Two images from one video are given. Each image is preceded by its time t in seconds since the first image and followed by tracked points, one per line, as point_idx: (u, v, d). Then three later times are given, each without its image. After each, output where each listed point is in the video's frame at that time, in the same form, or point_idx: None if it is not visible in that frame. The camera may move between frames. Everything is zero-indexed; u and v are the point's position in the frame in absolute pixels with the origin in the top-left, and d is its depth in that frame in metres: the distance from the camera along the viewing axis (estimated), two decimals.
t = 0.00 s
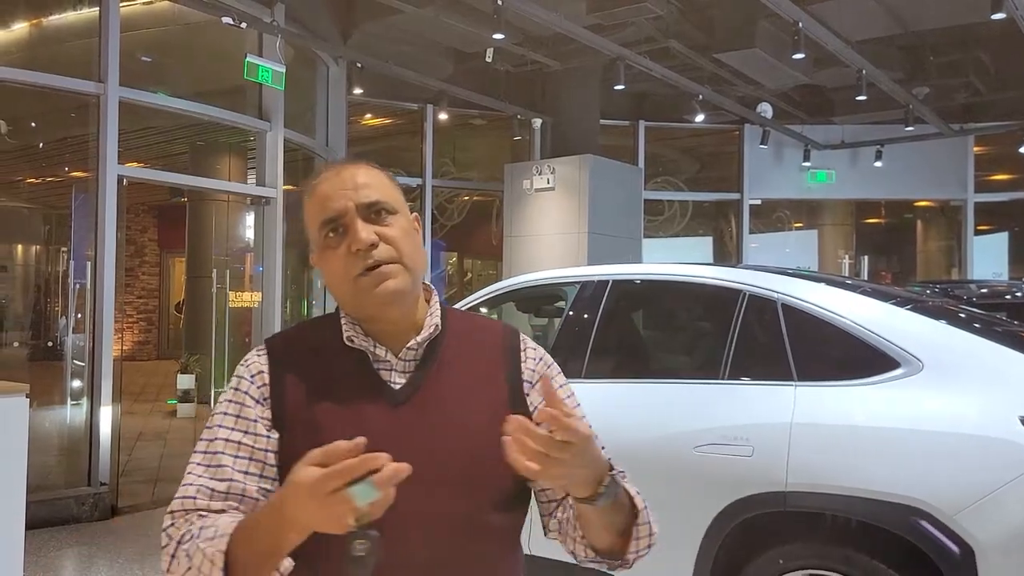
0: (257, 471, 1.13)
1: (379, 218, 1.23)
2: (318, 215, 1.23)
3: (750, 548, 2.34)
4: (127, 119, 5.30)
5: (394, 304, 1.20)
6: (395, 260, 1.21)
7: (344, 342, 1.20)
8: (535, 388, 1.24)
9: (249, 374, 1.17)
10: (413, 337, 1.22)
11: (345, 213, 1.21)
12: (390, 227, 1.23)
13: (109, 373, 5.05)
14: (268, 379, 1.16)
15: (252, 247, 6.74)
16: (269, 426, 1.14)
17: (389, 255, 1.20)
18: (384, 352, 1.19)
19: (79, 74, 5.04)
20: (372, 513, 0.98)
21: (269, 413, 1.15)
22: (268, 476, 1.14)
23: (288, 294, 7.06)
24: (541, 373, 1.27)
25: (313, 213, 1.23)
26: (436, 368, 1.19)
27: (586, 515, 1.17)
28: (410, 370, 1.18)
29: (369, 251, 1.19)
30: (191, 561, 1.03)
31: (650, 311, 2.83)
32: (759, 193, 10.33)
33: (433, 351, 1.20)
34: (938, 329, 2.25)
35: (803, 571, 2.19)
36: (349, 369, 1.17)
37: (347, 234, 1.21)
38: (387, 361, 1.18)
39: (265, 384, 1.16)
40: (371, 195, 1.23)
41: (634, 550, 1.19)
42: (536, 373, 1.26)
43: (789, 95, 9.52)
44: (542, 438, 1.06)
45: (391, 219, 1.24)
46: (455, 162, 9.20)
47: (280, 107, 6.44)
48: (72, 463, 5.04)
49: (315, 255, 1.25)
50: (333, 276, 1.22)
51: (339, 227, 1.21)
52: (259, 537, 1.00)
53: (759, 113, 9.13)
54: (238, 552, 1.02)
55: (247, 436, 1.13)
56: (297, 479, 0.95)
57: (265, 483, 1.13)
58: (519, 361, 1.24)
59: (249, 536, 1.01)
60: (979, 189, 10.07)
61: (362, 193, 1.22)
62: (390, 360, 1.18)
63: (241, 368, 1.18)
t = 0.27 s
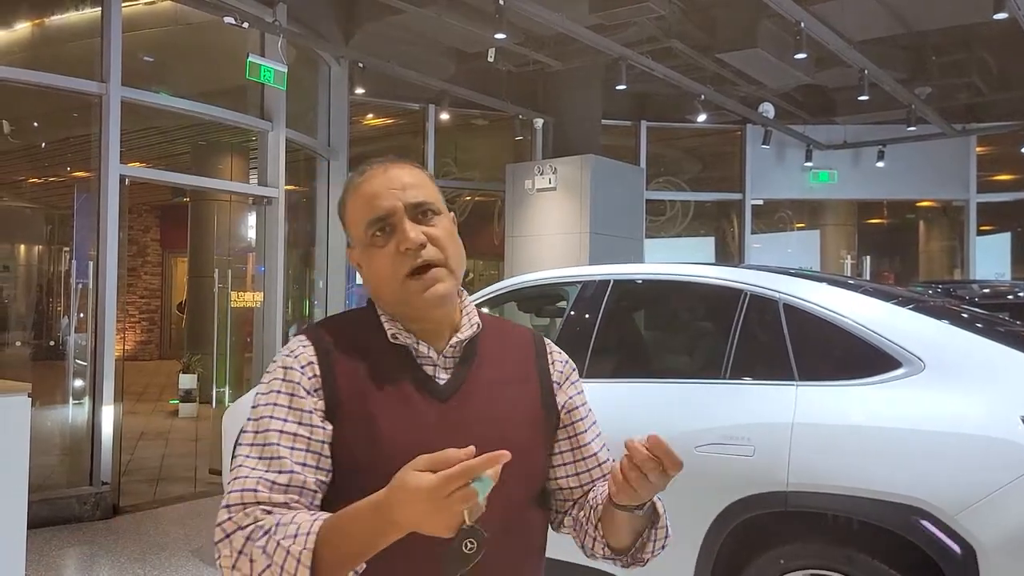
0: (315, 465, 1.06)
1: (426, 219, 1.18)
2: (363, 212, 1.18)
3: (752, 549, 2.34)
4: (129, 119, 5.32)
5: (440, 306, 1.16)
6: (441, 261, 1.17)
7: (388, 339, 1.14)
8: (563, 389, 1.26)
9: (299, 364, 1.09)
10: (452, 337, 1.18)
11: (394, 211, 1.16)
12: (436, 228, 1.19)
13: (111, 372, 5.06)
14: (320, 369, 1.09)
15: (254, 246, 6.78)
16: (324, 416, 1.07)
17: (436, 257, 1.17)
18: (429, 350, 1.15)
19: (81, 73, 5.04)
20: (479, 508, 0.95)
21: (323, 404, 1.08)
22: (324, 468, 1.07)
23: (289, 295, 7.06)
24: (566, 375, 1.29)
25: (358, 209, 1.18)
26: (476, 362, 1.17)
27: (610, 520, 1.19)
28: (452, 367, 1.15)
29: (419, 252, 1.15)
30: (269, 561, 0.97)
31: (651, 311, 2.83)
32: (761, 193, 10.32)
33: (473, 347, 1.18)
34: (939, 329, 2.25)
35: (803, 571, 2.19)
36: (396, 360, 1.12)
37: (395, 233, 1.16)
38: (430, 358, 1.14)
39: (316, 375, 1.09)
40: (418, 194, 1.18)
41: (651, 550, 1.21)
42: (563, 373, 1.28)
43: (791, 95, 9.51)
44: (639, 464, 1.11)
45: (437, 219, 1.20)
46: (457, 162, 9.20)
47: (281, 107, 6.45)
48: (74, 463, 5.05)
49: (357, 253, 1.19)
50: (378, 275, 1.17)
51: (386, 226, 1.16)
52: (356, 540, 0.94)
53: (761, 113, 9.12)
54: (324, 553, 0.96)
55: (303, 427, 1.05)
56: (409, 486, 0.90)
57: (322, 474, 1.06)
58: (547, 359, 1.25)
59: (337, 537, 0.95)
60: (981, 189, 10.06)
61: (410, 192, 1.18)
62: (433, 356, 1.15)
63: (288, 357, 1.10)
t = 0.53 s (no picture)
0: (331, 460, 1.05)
1: (453, 223, 1.19)
2: (392, 210, 1.17)
3: (752, 549, 2.34)
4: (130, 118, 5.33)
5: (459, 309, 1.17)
6: (463, 266, 1.18)
7: (402, 337, 1.14)
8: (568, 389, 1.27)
9: (314, 363, 1.08)
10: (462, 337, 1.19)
11: (425, 213, 1.16)
12: (460, 233, 1.19)
13: (113, 373, 5.06)
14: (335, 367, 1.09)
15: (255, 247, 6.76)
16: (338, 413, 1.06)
17: (459, 261, 1.17)
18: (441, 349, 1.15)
19: (83, 73, 5.06)
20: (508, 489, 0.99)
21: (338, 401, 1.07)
22: (340, 463, 1.06)
23: (291, 295, 7.07)
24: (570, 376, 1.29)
25: (386, 208, 1.17)
26: (488, 360, 1.18)
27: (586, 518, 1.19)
28: (463, 367, 1.16)
29: (445, 256, 1.15)
30: (300, 555, 0.97)
31: (652, 311, 2.82)
32: (763, 193, 10.31)
33: (483, 348, 1.18)
34: (939, 329, 2.25)
35: (804, 570, 2.19)
36: (410, 358, 1.12)
37: (422, 235, 1.16)
38: (443, 357, 1.15)
39: (331, 373, 1.08)
40: (446, 198, 1.18)
41: (633, 555, 1.21)
42: (570, 374, 1.29)
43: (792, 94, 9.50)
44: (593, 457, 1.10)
45: (463, 224, 1.20)
46: (458, 162, 9.20)
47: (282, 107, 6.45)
48: (76, 462, 5.06)
49: (378, 249, 1.19)
50: (399, 274, 1.16)
51: (414, 227, 1.16)
52: (388, 533, 0.96)
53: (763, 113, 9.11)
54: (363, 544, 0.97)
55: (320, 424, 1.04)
56: (453, 473, 0.93)
57: (339, 468, 1.06)
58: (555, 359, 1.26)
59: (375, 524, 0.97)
60: (983, 189, 10.04)
61: (439, 197, 1.18)
62: (445, 356, 1.15)
63: (305, 356, 1.09)
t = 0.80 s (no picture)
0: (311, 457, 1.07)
1: (442, 215, 1.18)
2: (381, 205, 1.18)
3: (751, 546, 2.33)
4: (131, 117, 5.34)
5: (448, 305, 1.16)
6: (453, 258, 1.17)
7: (392, 333, 1.14)
8: (567, 387, 1.25)
9: (298, 362, 1.09)
10: (456, 333, 1.18)
11: (411, 206, 1.16)
12: (450, 225, 1.19)
13: (114, 370, 5.07)
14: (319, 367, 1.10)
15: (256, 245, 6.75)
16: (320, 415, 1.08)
17: (448, 252, 1.16)
18: (432, 345, 1.14)
19: (84, 70, 5.07)
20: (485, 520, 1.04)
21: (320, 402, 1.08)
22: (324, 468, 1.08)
23: (292, 293, 7.07)
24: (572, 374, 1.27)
25: (375, 202, 1.18)
26: (482, 357, 1.16)
27: (542, 551, 1.16)
28: (456, 363, 1.15)
29: (432, 247, 1.15)
30: (281, 564, 1.01)
31: (654, 308, 2.81)
32: (765, 190, 10.30)
33: (478, 344, 1.17)
34: (941, 325, 2.24)
35: (803, 566, 2.20)
36: (401, 357, 1.12)
37: (409, 227, 1.16)
38: (434, 353, 1.14)
39: (315, 373, 1.09)
40: (434, 190, 1.19)
41: (610, 568, 1.21)
42: (570, 373, 1.26)
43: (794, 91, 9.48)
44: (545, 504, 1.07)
45: (453, 217, 1.20)
46: (460, 160, 9.20)
47: (283, 105, 6.45)
48: (78, 460, 5.06)
49: (370, 244, 1.19)
50: (389, 268, 1.17)
51: (402, 219, 1.17)
52: (364, 548, 1.00)
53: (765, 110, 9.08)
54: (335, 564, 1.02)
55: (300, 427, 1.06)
56: (431, 504, 0.96)
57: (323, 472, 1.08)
58: (553, 355, 1.23)
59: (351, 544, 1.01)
60: (986, 186, 10.02)
61: (426, 189, 1.18)
62: (437, 352, 1.14)
63: (288, 356, 1.11)
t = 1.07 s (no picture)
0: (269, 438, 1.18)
1: (436, 203, 1.23)
2: (377, 187, 1.23)
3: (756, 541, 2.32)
4: (137, 115, 5.35)
5: (431, 289, 1.21)
6: (442, 246, 1.22)
7: (370, 322, 1.22)
8: (543, 364, 1.21)
9: (271, 352, 1.23)
10: (436, 322, 1.23)
11: (406, 190, 1.21)
12: (443, 214, 1.23)
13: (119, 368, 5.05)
14: (290, 359, 1.21)
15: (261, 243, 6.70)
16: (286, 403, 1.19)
17: (437, 241, 1.21)
18: (410, 335, 1.21)
19: (90, 68, 5.11)
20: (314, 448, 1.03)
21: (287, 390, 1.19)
22: (286, 454, 1.19)
23: (298, 292, 7.08)
24: (553, 353, 1.23)
25: (372, 184, 1.23)
26: (458, 345, 1.20)
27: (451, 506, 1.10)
28: (431, 353, 1.20)
29: (421, 234, 1.20)
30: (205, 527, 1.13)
31: (660, 303, 2.80)
32: (771, 186, 10.27)
33: (454, 334, 1.21)
34: (949, 319, 2.22)
35: (808, 561, 2.19)
36: (375, 344, 1.19)
37: (402, 212, 1.21)
38: (412, 343, 1.21)
39: (288, 365, 1.21)
40: (430, 178, 1.23)
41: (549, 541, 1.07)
42: (551, 353, 1.23)
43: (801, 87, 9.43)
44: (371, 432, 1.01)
45: (446, 206, 1.25)
46: (466, 157, 9.19)
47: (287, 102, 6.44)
48: (84, 458, 5.06)
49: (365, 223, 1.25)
50: (379, 249, 1.22)
51: (396, 203, 1.21)
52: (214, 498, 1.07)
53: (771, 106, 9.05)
54: (195, 519, 1.10)
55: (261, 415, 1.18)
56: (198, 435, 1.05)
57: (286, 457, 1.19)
58: (531, 340, 1.22)
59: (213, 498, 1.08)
60: (995, 181, 9.95)
61: (423, 176, 1.22)
62: (414, 342, 1.21)
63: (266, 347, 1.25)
